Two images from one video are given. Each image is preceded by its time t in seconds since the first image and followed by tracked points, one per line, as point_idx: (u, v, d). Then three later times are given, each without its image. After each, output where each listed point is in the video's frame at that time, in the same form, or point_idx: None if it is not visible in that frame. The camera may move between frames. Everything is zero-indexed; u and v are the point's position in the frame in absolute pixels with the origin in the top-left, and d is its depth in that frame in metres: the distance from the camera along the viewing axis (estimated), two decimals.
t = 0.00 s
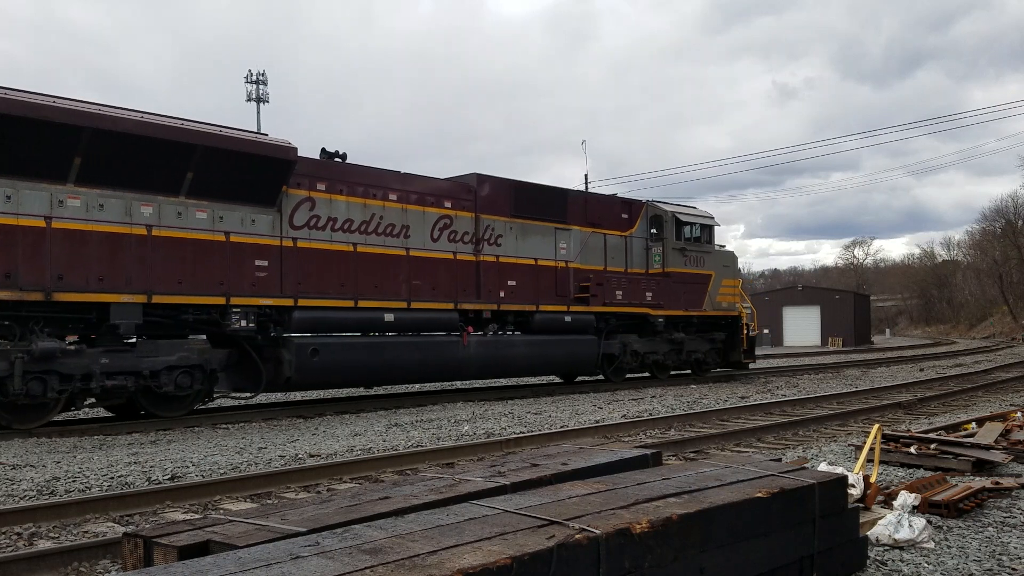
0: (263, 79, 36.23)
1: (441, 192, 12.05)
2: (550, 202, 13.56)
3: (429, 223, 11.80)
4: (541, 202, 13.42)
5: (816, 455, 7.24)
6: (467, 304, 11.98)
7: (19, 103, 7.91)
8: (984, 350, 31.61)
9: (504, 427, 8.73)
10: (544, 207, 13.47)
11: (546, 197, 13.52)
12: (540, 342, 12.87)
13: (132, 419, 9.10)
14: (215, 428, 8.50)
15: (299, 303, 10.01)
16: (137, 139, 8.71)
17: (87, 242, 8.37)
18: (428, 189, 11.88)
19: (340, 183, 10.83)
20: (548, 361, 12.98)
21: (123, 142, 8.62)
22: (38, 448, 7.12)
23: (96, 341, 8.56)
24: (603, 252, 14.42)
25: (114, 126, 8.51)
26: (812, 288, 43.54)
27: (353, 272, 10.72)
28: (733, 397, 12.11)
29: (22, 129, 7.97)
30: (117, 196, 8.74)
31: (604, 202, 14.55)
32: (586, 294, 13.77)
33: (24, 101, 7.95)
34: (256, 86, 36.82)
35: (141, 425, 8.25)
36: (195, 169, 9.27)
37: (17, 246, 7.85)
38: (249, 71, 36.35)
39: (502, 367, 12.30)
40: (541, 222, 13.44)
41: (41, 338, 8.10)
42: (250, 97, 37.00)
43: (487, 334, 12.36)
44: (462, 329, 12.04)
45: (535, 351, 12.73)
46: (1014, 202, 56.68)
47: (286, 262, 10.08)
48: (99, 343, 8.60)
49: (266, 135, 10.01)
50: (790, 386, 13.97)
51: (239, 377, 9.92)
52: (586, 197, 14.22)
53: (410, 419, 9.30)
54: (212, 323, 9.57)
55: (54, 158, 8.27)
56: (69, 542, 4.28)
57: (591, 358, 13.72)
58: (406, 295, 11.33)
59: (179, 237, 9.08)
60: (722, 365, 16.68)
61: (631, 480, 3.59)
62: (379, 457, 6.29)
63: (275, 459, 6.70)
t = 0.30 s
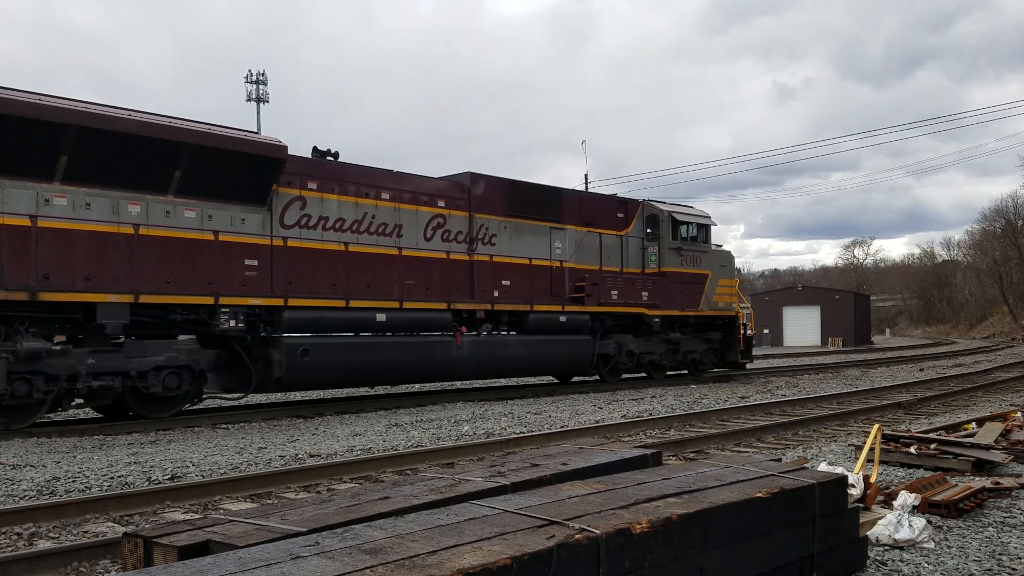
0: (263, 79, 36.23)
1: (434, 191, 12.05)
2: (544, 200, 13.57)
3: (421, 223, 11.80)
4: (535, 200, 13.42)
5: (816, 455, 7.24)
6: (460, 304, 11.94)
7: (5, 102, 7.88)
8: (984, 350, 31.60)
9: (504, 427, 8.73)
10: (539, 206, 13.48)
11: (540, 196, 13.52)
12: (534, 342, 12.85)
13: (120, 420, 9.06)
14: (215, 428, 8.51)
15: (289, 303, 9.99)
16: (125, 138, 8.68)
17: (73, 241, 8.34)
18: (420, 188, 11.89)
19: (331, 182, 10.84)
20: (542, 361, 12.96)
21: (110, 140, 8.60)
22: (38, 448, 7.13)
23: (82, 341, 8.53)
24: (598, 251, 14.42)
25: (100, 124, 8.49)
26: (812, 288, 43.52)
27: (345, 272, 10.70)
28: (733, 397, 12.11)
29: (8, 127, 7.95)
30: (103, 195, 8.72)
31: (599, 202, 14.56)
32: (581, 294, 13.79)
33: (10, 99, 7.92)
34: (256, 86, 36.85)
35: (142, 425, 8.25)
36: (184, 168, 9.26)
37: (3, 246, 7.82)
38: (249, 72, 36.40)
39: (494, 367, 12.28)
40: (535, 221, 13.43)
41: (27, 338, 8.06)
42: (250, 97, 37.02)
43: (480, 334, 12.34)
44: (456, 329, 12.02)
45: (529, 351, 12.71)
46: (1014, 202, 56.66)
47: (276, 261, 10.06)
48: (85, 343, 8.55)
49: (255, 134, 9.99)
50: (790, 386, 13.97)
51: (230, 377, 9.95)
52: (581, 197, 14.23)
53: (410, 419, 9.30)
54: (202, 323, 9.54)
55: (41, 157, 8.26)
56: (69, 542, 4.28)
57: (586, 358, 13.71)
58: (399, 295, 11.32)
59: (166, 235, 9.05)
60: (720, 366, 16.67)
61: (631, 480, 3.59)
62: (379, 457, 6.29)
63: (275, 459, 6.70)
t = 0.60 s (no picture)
0: (263, 79, 36.26)
1: (427, 190, 12.04)
2: (539, 199, 13.57)
3: (415, 222, 11.80)
4: (529, 199, 13.42)
5: (816, 455, 7.24)
6: (454, 304, 11.96)
7: None
8: (984, 350, 31.64)
9: (504, 427, 8.73)
10: (533, 205, 13.48)
11: (535, 195, 13.52)
12: (528, 342, 12.85)
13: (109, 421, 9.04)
14: (215, 428, 8.51)
15: (279, 303, 9.99)
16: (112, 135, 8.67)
17: (61, 241, 8.31)
18: (414, 188, 11.89)
19: (324, 181, 10.84)
20: (537, 361, 12.95)
21: (97, 138, 8.59)
22: (38, 448, 7.13)
23: (68, 341, 8.51)
24: (594, 251, 14.42)
25: (87, 122, 8.47)
26: (812, 288, 43.52)
27: (337, 272, 10.70)
28: (733, 397, 12.11)
29: None
30: (91, 194, 8.71)
31: (594, 201, 14.56)
32: (577, 293, 13.78)
33: None
34: (256, 87, 36.98)
35: (142, 425, 8.26)
36: (173, 166, 9.25)
37: None
38: (249, 72, 36.45)
39: (489, 367, 12.27)
40: (529, 221, 13.43)
41: (13, 338, 8.04)
42: (249, 97, 37.05)
43: (474, 335, 12.33)
44: (449, 329, 12.02)
45: (524, 351, 12.71)
46: (1014, 202, 56.65)
47: (265, 260, 10.05)
48: (72, 343, 8.54)
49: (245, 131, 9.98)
50: (790, 386, 13.97)
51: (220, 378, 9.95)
52: (576, 196, 14.23)
53: (410, 419, 9.30)
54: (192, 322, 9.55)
55: (26, 156, 8.24)
56: (69, 542, 4.28)
57: (581, 358, 13.70)
58: (392, 294, 11.31)
59: (153, 234, 9.03)
60: (717, 366, 16.67)
61: (631, 480, 3.59)
62: (379, 457, 6.29)
63: (275, 459, 6.70)
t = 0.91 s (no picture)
0: (263, 79, 36.33)
1: (421, 189, 12.04)
2: (534, 199, 13.57)
3: (408, 221, 11.80)
4: (524, 199, 13.41)
5: (816, 455, 7.24)
6: (447, 304, 11.95)
7: None
8: (984, 350, 31.65)
9: (504, 427, 8.73)
10: (528, 204, 13.47)
11: (530, 194, 13.52)
12: (523, 341, 12.85)
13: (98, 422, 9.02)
14: (215, 428, 8.51)
15: (270, 302, 9.99)
16: (100, 134, 8.66)
17: (49, 240, 8.30)
18: (407, 187, 11.90)
19: (316, 180, 10.85)
20: (533, 361, 12.96)
21: (84, 137, 8.58)
22: (38, 448, 7.13)
23: (56, 342, 8.49)
24: (589, 250, 14.41)
25: (75, 120, 8.46)
26: (812, 288, 43.52)
27: (330, 271, 10.70)
28: (733, 397, 12.10)
29: None
30: (78, 193, 8.72)
31: (590, 200, 14.56)
32: (572, 293, 13.78)
33: None
34: (256, 87, 37.14)
35: (142, 425, 8.26)
36: (162, 164, 9.24)
37: None
38: (249, 72, 36.55)
39: (483, 367, 12.27)
40: (523, 220, 13.42)
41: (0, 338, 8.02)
42: (249, 97, 37.11)
43: (468, 335, 12.33)
44: (443, 329, 12.03)
45: (519, 351, 12.71)
46: (1014, 203, 56.64)
47: (257, 259, 10.04)
48: (59, 343, 8.52)
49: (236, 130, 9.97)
50: (790, 386, 13.97)
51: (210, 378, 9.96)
52: (571, 195, 14.23)
53: (410, 419, 9.30)
54: (182, 322, 9.54)
55: (14, 154, 8.23)
56: (69, 542, 4.28)
57: (577, 358, 13.70)
58: (385, 294, 11.30)
59: (142, 233, 9.02)
60: (714, 366, 16.67)
61: (631, 480, 3.59)
62: (379, 457, 6.29)
63: (275, 459, 6.70)
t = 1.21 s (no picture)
0: (263, 79, 36.36)
1: (414, 189, 12.04)
2: (529, 198, 13.56)
3: (401, 221, 11.80)
4: (519, 198, 13.42)
5: (816, 455, 7.24)
6: (441, 304, 11.94)
7: None
8: (983, 350, 31.67)
9: (504, 427, 8.73)
10: (524, 204, 13.47)
11: (526, 194, 13.52)
12: (518, 342, 12.85)
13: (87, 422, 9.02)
14: (215, 428, 8.52)
15: (262, 302, 9.98)
16: (88, 133, 8.65)
17: (37, 239, 8.29)
18: (401, 186, 11.90)
19: (309, 179, 10.85)
20: (528, 361, 12.95)
21: (73, 136, 8.58)
22: (38, 448, 7.13)
23: (44, 342, 8.48)
24: (585, 250, 14.41)
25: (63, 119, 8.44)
26: (812, 288, 43.53)
27: (323, 271, 10.69)
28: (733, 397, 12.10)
29: None
30: (67, 192, 8.72)
31: (585, 200, 14.56)
32: (568, 293, 13.78)
33: None
34: (256, 87, 37.30)
35: (142, 425, 8.26)
36: (152, 163, 9.22)
37: None
38: (249, 72, 36.65)
39: (478, 367, 12.27)
40: (518, 219, 13.42)
41: None
42: (250, 97, 37.17)
43: (463, 335, 12.31)
44: (437, 329, 12.02)
45: (514, 351, 12.70)
46: (1014, 203, 56.66)
47: (249, 259, 10.03)
48: (47, 343, 8.52)
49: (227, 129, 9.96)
50: (790, 386, 13.97)
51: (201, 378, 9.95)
52: (567, 195, 14.23)
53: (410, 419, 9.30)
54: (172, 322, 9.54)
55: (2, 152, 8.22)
56: (69, 542, 4.28)
57: (573, 358, 13.70)
58: (378, 294, 11.30)
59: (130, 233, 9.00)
60: (712, 366, 16.68)
61: (631, 480, 3.59)
62: (379, 457, 6.29)
63: (275, 459, 6.71)
